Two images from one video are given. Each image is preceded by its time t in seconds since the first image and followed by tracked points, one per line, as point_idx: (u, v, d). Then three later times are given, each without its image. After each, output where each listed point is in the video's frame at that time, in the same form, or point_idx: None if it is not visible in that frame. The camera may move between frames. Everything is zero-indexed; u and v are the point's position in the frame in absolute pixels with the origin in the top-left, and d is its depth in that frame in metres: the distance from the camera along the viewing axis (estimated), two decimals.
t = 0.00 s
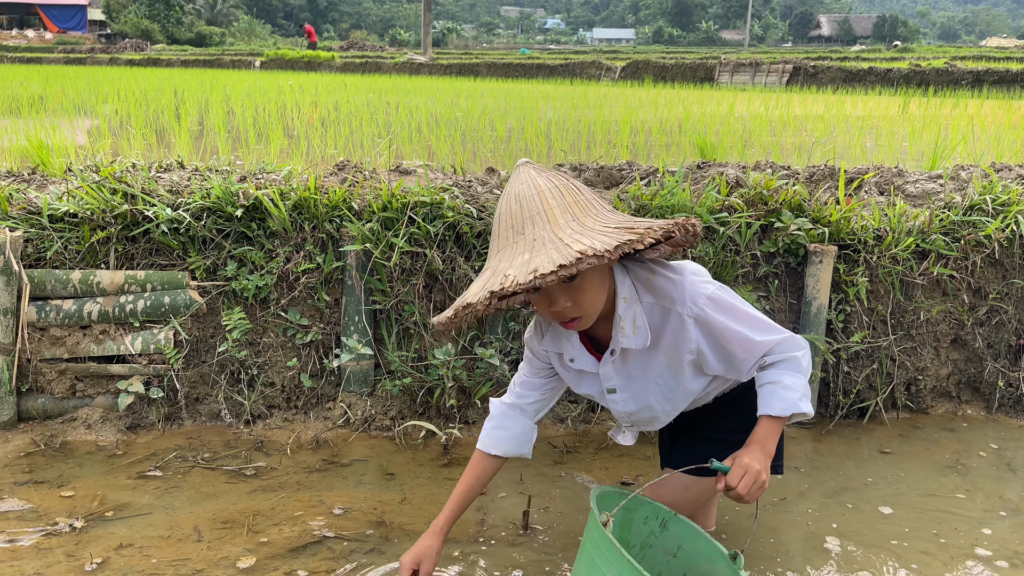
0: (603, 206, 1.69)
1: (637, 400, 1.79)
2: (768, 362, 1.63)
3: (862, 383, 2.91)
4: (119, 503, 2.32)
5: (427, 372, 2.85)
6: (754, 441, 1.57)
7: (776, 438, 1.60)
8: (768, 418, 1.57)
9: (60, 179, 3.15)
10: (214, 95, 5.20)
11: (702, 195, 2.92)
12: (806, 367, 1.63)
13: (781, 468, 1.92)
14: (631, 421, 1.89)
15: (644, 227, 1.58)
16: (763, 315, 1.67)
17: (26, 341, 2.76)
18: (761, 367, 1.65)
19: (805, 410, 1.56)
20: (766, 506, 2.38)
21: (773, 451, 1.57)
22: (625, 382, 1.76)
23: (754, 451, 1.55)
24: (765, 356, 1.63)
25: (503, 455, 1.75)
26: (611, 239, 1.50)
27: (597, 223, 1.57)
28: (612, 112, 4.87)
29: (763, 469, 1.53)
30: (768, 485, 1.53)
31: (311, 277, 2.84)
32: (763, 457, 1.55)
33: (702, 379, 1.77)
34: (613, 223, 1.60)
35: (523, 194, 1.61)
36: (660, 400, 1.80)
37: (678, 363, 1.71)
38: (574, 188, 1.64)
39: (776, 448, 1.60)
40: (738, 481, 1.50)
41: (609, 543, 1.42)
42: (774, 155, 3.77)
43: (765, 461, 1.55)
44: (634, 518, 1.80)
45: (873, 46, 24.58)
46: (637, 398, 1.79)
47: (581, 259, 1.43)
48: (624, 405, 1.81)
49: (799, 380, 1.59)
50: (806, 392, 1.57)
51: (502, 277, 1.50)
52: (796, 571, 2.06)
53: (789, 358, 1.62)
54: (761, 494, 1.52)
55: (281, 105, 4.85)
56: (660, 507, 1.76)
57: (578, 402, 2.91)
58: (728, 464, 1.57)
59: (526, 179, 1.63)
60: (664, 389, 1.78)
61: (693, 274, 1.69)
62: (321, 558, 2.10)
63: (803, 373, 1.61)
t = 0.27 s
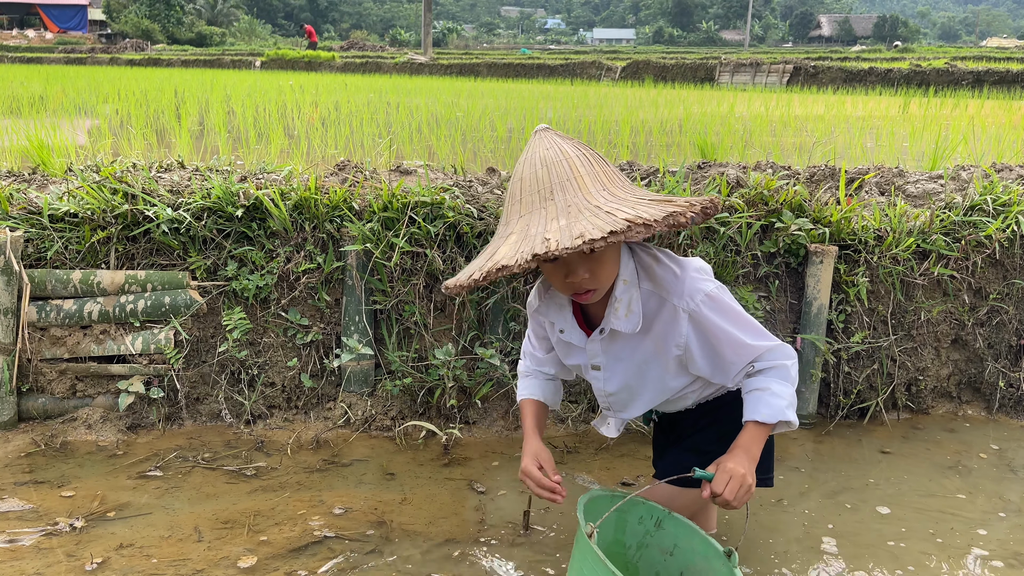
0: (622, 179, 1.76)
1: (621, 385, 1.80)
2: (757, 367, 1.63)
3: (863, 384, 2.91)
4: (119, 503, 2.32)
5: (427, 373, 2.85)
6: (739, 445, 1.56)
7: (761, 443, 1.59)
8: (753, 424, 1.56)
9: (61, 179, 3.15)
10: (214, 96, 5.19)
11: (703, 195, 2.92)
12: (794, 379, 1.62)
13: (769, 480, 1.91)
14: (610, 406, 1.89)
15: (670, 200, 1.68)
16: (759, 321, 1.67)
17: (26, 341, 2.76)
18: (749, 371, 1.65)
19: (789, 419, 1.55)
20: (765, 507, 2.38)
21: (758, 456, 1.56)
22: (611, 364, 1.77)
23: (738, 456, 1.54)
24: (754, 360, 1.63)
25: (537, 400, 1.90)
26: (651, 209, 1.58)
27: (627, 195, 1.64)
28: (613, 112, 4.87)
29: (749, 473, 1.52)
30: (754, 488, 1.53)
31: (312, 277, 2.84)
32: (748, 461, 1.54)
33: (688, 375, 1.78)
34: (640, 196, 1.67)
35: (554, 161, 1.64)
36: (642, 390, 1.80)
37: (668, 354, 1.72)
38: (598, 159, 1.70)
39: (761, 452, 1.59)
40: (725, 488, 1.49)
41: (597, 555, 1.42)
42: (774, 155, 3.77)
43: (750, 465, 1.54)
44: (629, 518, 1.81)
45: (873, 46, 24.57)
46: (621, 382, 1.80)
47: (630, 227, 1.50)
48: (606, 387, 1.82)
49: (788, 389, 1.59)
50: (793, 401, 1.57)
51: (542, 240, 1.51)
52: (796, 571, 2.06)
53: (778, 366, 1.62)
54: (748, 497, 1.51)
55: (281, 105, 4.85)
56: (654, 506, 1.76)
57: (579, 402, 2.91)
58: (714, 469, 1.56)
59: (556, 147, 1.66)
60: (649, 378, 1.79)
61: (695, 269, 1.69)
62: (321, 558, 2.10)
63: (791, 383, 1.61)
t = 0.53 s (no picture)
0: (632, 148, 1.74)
1: (606, 357, 1.80)
2: (742, 355, 1.60)
3: (864, 384, 2.91)
4: (119, 502, 2.32)
5: (428, 372, 2.85)
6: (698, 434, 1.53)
7: (728, 428, 1.54)
8: (727, 406, 1.54)
9: (61, 179, 3.15)
10: (214, 95, 5.19)
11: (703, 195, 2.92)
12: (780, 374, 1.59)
13: (758, 487, 1.91)
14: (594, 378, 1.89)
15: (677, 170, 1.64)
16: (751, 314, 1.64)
17: (26, 341, 2.76)
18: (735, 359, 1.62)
19: (765, 408, 1.52)
20: (765, 507, 2.37)
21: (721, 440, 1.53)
22: (598, 334, 1.77)
23: (689, 444, 1.52)
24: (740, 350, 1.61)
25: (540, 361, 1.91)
26: (645, 180, 1.54)
27: (628, 164, 1.62)
28: (613, 112, 4.87)
29: (695, 467, 1.49)
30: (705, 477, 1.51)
31: (312, 277, 2.84)
32: (699, 453, 1.51)
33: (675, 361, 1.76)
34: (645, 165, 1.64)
35: (556, 126, 1.64)
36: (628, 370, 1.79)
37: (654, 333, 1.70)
38: (606, 126, 1.69)
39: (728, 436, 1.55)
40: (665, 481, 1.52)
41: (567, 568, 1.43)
42: (775, 155, 3.77)
43: (701, 456, 1.51)
44: (607, 520, 1.81)
45: (873, 46, 24.57)
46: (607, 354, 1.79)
47: (620, 199, 1.46)
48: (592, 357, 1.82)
49: (770, 377, 1.55)
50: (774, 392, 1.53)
51: (533, 206, 1.53)
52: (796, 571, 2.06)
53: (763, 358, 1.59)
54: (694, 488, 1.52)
55: (282, 104, 4.85)
56: (630, 504, 1.77)
57: (579, 402, 2.91)
58: (669, 461, 1.55)
59: (561, 110, 1.67)
60: (634, 355, 1.77)
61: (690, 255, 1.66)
62: (322, 558, 2.10)
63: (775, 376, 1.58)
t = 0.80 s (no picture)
0: (654, 127, 1.69)
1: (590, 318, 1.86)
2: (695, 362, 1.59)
3: (864, 383, 2.91)
4: (119, 502, 2.32)
5: (428, 372, 2.85)
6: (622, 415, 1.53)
7: (654, 412, 1.55)
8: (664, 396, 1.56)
9: (61, 179, 3.15)
10: (214, 95, 5.19)
11: (703, 195, 2.92)
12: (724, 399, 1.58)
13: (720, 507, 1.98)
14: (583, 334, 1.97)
15: (680, 166, 1.58)
16: (723, 334, 1.59)
17: (26, 341, 2.75)
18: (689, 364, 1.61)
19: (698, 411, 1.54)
20: (763, 507, 2.37)
21: (643, 420, 1.54)
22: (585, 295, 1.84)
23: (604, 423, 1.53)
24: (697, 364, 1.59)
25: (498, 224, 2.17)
26: (628, 167, 1.51)
27: (629, 144, 1.59)
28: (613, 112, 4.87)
29: (608, 445, 1.51)
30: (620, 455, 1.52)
31: (312, 277, 2.84)
32: (614, 432, 1.52)
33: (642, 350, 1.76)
34: (647, 150, 1.61)
35: (578, 88, 1.63)
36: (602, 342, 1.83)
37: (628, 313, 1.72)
38: (628, 98, 1.65)
39: (653, 421, 1.55)
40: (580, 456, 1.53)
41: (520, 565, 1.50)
42: (775, 155, 3.77)
43: (615, 435, 1.52)
44: (599, 515, 1.82)
45: (873, 46, 24.57)
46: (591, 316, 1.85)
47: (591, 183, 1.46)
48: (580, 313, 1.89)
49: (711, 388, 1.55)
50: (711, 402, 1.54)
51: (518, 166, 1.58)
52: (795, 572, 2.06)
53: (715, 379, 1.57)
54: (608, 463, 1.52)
55: (282, 104, 4.85)
56: (619, 498, 1.78)
57: (579, 402, 2.91)
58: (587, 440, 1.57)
59: (588, 70, 1.65)
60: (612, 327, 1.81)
61: (677, 258, 1.60)
62: (322, 558, 2.10)
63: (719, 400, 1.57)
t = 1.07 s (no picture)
0: (641, 126, 1.62)
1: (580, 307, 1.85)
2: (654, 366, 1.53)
3: (864, 384, 2.91)
4: (120, 502, 2.32)
5: (428, 373, 2.85)
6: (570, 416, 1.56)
7: (603, 412, 1.55)
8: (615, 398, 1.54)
9: (61, 180, 3.15)
10: (215, 95, 5.19)
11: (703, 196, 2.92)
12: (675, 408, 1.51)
13: (691, 513, 1.86)
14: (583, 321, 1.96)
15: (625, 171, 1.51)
16: (687, 343, 1.51)
17: (27, 341, 2.76)
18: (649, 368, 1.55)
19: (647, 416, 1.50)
20: (763, 508, 2.37)
21: (588, 416, 1.57)
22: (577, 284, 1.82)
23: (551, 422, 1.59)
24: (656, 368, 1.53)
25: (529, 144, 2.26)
26: (559, 162, 1.51)
27: (593, 142, 1.55)
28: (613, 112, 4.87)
29: (551, 442, 1.56)
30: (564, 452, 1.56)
31: (313, 277, 2.84)
32: (557, 428, 1.56)
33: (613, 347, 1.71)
34: (608, 151, 1.56)
35: (566, 73, 1.62)
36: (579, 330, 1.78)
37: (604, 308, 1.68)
38: (617, 91, 1.59)
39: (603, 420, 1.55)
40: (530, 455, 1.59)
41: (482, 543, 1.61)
42: (775, 155, 3.77)
43: (559, 433, 1.56)
44: (603, 515, 1.83)
45: (873, 47, 24.59)
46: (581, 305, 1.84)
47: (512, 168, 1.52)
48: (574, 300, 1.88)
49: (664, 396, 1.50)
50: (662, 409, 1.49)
51: (480, 137, 1.68)
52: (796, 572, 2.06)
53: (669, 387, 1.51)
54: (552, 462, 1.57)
55: (283, 104, 4.86)
56: (617, 499, 1.77)
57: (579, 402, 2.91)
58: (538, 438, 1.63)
59: (584, 55, 1.61)
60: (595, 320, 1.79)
61: (648, 258, 1.53)
62: (322, 558, 2.10)
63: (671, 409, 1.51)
